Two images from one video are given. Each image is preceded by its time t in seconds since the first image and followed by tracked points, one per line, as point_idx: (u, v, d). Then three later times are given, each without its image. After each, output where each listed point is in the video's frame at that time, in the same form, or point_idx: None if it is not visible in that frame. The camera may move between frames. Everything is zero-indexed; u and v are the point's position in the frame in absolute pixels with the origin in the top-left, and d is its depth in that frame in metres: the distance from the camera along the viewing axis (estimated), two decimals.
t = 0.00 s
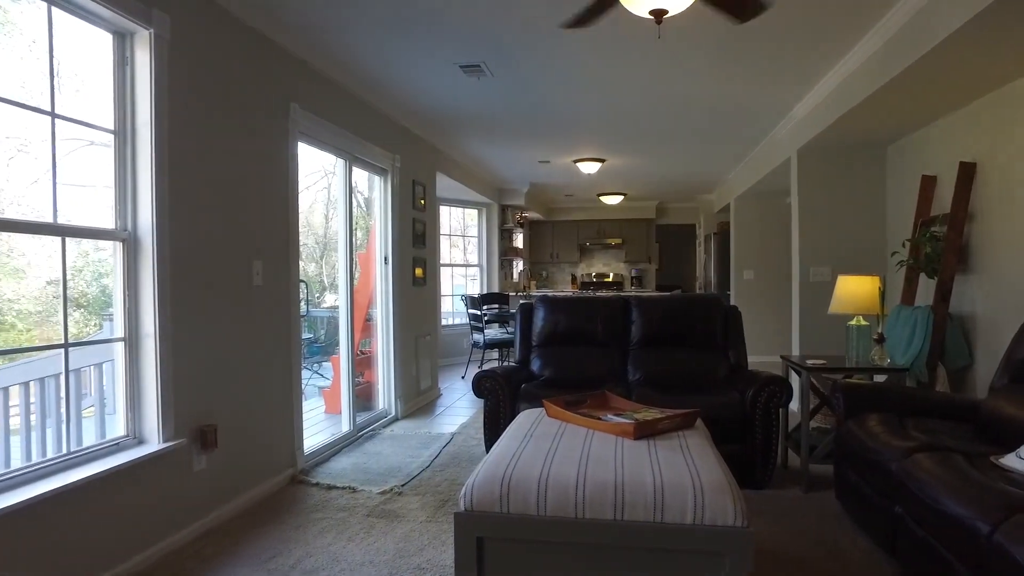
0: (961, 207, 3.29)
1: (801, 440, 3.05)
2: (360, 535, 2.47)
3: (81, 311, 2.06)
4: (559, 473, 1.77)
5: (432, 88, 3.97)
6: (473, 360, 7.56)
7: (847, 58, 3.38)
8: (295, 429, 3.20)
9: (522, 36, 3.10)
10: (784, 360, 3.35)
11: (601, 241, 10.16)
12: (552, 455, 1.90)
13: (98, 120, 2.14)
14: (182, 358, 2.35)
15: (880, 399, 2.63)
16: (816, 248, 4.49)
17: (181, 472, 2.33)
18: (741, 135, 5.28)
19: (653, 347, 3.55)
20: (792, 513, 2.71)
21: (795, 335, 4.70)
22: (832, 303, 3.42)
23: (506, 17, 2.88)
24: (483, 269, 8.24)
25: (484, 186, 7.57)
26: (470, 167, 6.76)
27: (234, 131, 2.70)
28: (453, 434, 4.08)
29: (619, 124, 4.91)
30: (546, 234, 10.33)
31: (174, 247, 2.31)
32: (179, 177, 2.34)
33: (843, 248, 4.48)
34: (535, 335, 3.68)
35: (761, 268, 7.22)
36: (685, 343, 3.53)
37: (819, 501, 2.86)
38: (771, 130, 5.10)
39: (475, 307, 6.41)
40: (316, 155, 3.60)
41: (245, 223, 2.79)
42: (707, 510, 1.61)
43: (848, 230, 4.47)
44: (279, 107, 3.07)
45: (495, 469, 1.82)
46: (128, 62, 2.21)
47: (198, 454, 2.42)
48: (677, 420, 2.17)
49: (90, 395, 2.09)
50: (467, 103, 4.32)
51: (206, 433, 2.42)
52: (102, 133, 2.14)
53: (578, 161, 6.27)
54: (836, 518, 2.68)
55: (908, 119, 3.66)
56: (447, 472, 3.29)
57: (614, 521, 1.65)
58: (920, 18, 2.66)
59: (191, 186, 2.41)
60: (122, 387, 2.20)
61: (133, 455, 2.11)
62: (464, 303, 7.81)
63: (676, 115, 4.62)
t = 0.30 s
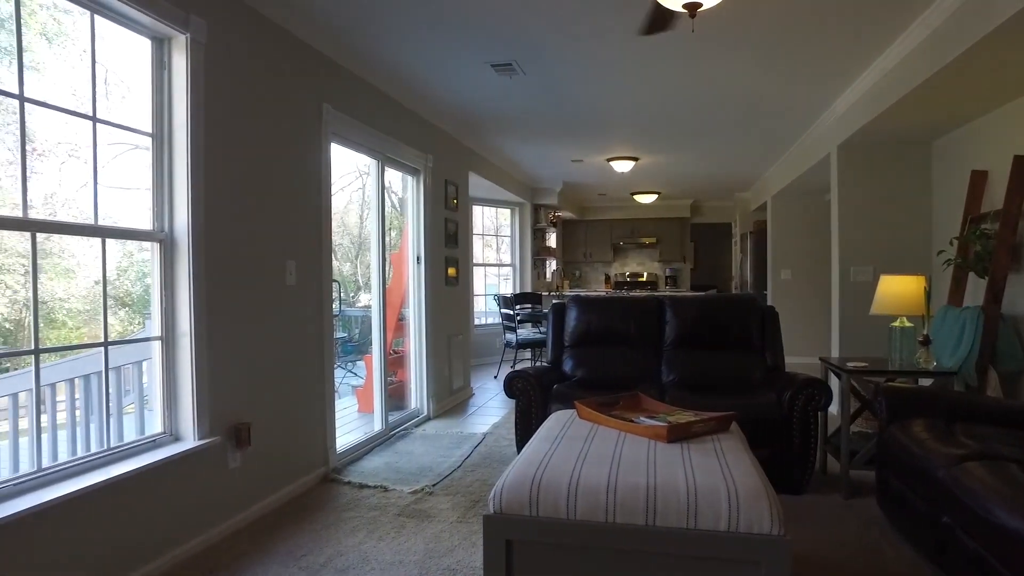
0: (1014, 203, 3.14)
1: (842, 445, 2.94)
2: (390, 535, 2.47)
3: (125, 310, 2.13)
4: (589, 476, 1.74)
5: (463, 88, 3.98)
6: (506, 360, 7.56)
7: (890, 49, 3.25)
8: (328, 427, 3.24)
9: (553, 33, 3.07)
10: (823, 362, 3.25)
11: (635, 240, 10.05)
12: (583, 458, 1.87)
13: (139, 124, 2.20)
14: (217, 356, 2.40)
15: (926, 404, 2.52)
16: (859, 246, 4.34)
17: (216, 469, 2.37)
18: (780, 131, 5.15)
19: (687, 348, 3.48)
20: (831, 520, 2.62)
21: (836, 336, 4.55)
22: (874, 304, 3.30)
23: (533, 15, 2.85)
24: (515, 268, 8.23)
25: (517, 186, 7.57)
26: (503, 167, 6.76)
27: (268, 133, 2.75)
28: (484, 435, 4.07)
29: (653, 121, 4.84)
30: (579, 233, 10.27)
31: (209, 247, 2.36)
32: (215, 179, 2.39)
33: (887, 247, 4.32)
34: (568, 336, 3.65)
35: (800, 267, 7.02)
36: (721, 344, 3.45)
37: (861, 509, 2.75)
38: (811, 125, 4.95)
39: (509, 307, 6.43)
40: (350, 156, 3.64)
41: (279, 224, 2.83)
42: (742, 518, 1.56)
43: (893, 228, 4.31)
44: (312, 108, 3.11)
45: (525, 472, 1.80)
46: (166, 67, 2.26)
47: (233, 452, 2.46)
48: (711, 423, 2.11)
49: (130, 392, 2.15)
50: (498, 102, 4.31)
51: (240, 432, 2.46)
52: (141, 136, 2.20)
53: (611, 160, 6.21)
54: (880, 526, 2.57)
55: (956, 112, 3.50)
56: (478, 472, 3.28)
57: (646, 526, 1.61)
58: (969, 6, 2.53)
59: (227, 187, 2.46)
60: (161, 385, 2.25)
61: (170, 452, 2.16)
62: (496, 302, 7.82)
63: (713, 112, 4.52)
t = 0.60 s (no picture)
0: None
1: (882, 451, 2.83)
2: (418, 536, 2.47)
3: (164, 308, 2.20)
4: (618, 480, 1.69)
5: (492, 87, 3.96)
6: (536, 360, 7.53)
7: (936, 39, 3.11)
8: (358, 427, 3.26)
9: (582, 30, 3.03)
10: (862, 365, 3.13)
11: (668, 239, 9.91)
12: (612, 461, 1.82)
13: (172, 127, 2.24)
14: (248, 356, 2.43)
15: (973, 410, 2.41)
16: (901, 245, 4.18)
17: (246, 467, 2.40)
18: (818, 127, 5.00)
19: (720, 350, 3.41)
20: (872, 529, 2.52)
21: (877, 338, 4.39)
22: (915, 307, 3.19)
23: (559, 12, 2.81)
24: (546, 268, 8.20)
25: (548, 185, 7.54)
26: (534, 166, 6.73)
27: (298, 134, 2.77)
28: (513, 436, 4.05)
29: (687, 119, 4.75)
30: (610, 233, 10.18)
31: (240, 248, 2.39)
32: (245, 181, 2.42)
33: (931, 245, 4.15)
34: (598, 336, 3.60)
35: (839, 267, 6.82)
36: (756, 346, 3.36)
37: (904, 518, 2.64)
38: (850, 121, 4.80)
39: (539, 306, 6.44)
40: (381, 156, 3.67)
41: (309, 225, 2.85)
42: (776, 527, 1.50)
43: (938, 226, 4.14)
44: (341, 109, 3.13)
45: (552, 474, 1.76)
46: (198, 69, 2.29)
47: (263, 449, 2.49)
48: (745, 428, 2.05)
49: (164, 391, 2.19)
50: (527, 101, 4.29)
51: (270, 430, 2.50)
52: (174, 138, 2.23)
53: (642, 158, 6.13)
54: (924, 537, 2.46)
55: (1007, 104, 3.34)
56: (506, 473, 3.26)
57: (676, 533, 1.56)
58: None
59: (257, 189, 2.49)
60: (193, 384, 2.29)
61: (202, 450, 2.19)
62: (527, 302, 7.80)
63: (748, 108, 4.41)
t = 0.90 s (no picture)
0: None
1: (924, 457, 2.72)
2: (444, 536, 2.47)
3: (198, 308, 2.23)
4: (646, 484, 1.64)
5: (520, 85, 3.94)
6: (566, 361, 7.49)
7: (983, 28, 2.97)
8: (385, 426, 3.28)
9: (611, 26, 2.98)
10: (902, 367, 3.01)
11: (700, 238, 9.76)
12: (639, 465, 1.77)
13: (204, 129, 2.27)
14: (275, 355, 2.46)
15: (1022, 416, 2.29)
16: (945, 244, 4.01)
17: (274, 466, 2.43)
18: (856, 123, 4.84)
19: (753, 352, 3.33)
20: (913, 539, 2.42)
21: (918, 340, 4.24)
22: (959, 307, 3.05)
23: (585, 9, 2.78)
24: (576, 268, 8.14)
25: (578, 184, 7.48)
26: (563, 165, 6.69)
27: (326, 136, 2.80)
28: (541, 437, 4.02)
29: (719, 115, 4.65)
30: (641, 233, 10.06)
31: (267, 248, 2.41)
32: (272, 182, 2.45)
33: (977, 244, 3.98)
34: (628, 337, 3.55)
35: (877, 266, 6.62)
36: (790, 348, 3.27)
37: (948, 528, 2.53)
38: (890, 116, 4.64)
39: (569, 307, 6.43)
40: (409, 156, 3.69)
41: (337, 226, 2.88)
42: (811, 537, 1.44)
43: (984, 223, 3.97)
44: (369, 110, 3.15)
45: (578, 478, 1.71)
46: (227, 72, 2.33)
47: (291, 448, 2.52)
48: (777, 432, 1.99)
49: (195, 389, 2.22)
50: (554, 99, 4.26)
51: (298, 429, 2.52)
52: (204, 140, 2.26)
53: (674, 156, 6.04)
54: (969, 549, 2.35)
55: None
56: (534, 475, 3.24)
57: (706, 541, 1.51)
58: None
59: (284, 190, 2.52)
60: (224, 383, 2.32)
61: (230, 448, 2.22)
62: (557, 302, 7.77)
63: (783, 104, 4.30)
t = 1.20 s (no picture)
0: None
1: (968, 463, 2.60)
2: (469, 537, 2.46)
3: (228, 307, 2.27)
4: (671, 488, 1.60)
5: (547, 83, 3.91)
6: (595, 361, 7.44)
7: None
8: (412, 425, 3.29)
9: (638, 21, 2.93)
10: (944, 370, 2.89)
11: (732, 237, 9.58)
12: (665, 468, 1.73)
13: (233, 130, 2.31)
14: (302, 354, 2.48)
15: None
16: (991, 241, 3.85)
17: (301, 463, 2.46)
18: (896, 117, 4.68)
19: (786, 353, 3.24)
20: (956, 550, 2.31)
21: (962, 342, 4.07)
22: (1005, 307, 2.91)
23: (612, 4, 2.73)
24: (606, 267, 8.07)
25: (608, 182, 7.42)
26: (592, 164, 6.64)
27: (353, 136, 2.82)
28: (569, 437, 3.99)
29: (752, 111, 4.55)
30: (672, 231, 9.93)
31: (294, 248, 2.44)
32: (299, 182, 2.47)
33: None
34: (657, 337, 3.50)
35: (917, 265, 6.40)
36: (825, 349, 3.18)
37: (993, 539, 2.42)
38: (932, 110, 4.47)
39: (598, 306, 6.45)
40: (437, 156, 3.70)
41: (364, 226, 2.90)
42: (844, 546, 1.39)
43: None
44: (395, 110, 3.16)
45: (602, 480, 1.68)
46: (255, 73, 2.36)
47: (317, 446, 2.55)
48: (809, 436, 1.93)
49: (225, 387, 2.26)
50: (582, 97, 4.22)
51: (324, 427, 2.55)
52: (233, 141, 2.30)
53: (705, 154, 5.94)
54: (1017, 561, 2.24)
55: None
56: (560, 476, 3.21)
57: (733, 547, 1.47)
58: None
59: (311, 190, 2.54)
60: (254, 381, 2.36)
61: (256, 446, 2.25)
62: (587, 302, 7.72)
63: (818, 98, 4.18)
